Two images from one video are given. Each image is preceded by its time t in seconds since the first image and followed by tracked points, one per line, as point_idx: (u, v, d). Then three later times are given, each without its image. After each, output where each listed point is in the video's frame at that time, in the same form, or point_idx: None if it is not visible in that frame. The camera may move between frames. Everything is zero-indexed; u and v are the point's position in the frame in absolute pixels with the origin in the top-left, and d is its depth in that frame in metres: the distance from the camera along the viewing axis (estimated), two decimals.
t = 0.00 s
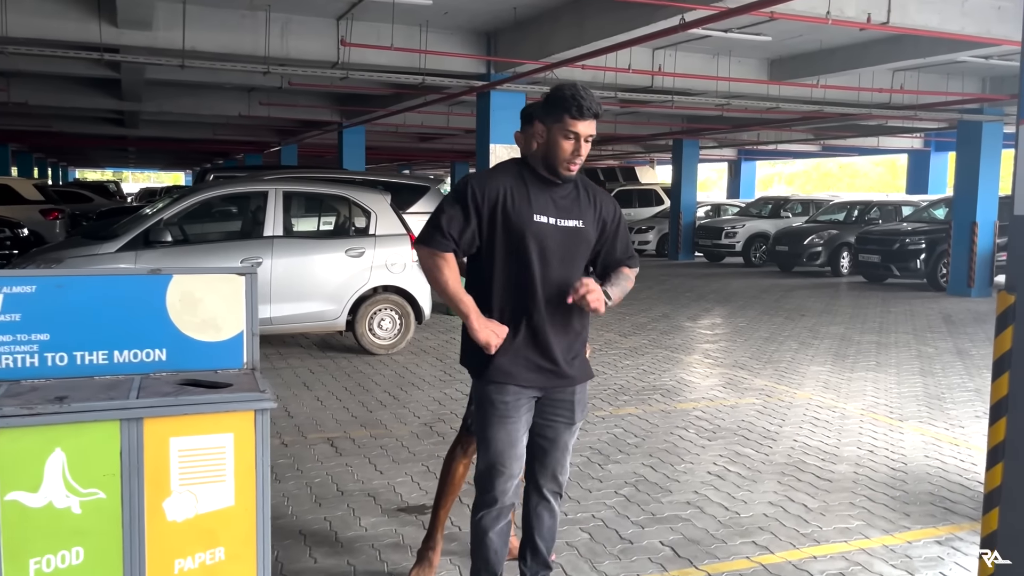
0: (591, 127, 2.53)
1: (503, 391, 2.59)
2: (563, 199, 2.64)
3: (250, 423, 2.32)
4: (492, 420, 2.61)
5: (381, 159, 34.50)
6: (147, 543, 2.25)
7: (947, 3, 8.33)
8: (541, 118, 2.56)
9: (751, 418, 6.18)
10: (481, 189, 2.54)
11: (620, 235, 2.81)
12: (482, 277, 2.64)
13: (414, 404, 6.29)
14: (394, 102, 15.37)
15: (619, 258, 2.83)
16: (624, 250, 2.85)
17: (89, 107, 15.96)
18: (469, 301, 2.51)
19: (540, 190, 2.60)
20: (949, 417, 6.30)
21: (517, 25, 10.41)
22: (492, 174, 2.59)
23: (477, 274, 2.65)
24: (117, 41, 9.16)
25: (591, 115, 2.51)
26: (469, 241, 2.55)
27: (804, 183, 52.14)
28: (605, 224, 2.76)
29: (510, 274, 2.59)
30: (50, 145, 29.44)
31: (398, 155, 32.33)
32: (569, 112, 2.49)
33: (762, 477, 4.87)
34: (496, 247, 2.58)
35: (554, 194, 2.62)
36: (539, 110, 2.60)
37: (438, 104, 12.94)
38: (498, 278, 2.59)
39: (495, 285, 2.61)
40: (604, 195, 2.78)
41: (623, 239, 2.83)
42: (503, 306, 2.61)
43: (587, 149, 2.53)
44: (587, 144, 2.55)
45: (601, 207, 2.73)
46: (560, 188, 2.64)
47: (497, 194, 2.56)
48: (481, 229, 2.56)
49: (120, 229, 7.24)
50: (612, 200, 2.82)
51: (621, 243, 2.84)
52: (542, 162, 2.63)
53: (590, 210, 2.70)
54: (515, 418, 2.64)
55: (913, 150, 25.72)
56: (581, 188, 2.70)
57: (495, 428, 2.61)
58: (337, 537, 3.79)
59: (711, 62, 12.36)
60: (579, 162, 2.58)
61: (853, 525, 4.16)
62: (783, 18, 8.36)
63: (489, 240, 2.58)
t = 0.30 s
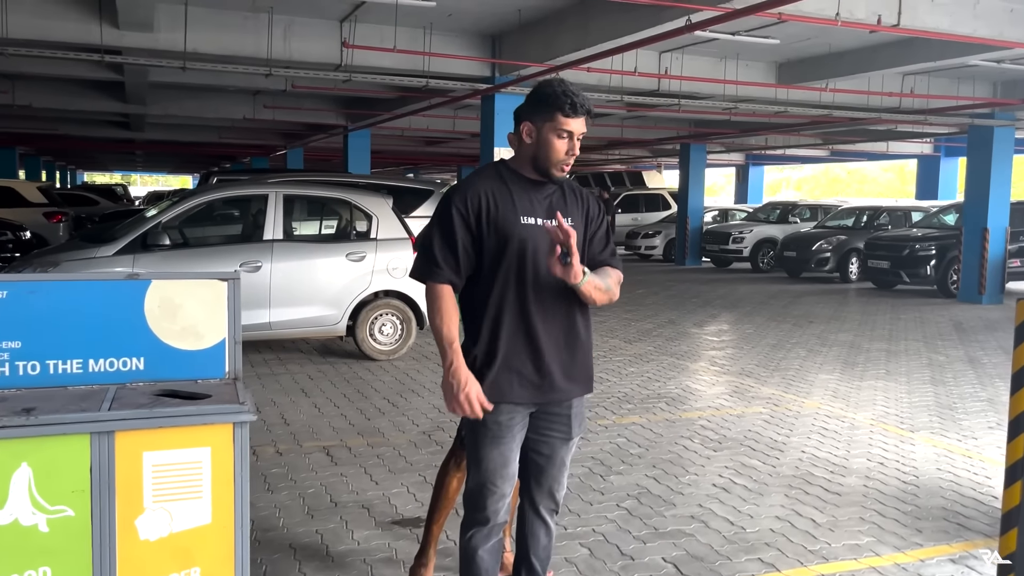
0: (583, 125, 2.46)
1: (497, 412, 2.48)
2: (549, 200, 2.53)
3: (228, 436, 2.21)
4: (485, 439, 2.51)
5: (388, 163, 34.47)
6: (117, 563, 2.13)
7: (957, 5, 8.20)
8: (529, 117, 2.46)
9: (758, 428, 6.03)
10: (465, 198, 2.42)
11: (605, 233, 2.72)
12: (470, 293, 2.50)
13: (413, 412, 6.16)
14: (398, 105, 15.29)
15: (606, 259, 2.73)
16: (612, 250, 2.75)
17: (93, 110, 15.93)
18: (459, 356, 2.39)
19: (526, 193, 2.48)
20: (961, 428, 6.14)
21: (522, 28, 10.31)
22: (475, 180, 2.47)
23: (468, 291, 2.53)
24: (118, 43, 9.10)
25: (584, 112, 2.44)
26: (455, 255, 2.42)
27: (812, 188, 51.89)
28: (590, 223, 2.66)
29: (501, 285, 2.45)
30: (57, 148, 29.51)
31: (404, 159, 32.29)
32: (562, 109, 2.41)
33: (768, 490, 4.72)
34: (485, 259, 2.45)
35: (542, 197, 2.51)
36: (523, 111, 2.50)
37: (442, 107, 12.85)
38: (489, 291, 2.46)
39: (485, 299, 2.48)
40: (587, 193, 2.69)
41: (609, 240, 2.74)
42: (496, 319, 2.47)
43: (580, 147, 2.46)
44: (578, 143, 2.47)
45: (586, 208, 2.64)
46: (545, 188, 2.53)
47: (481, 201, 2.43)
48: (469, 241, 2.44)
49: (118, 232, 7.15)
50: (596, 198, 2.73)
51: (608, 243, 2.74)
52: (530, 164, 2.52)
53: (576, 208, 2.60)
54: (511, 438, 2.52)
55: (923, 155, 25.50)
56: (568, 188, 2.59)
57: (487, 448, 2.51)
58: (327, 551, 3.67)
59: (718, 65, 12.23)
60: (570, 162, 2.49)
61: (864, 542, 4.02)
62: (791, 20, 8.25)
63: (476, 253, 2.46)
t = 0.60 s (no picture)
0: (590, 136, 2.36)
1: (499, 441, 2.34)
2: (551, 215, 2.41)
3: (211, 463, 2.09)
4: (487, 471, 2.37)
5: (402, 174, 34.50)
6: None
7: (979, 13, 8.02)
8: (534, 126, 2.33)
9: (774, 447, 5.85)
10: (463, 216, 2.29)
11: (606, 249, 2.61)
12: (469, 317, 2.37)
13: (420, 428, 6.03)
14: (411, 115, 15.24)
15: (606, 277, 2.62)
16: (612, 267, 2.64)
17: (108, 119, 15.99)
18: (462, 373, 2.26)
19: (527, 208, 2.36)
20: (985, 449, 5.93)
21: (535, 38, 10.22)
22: (473, 196, 2.33)
23: (464, 312, 2.39)
24: (130, 53, 9.09)
25: (593, 124, 2.35)
26: (453, 277, 2.29)
27: (830, 199, 51.46)
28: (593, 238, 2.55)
29: (503, 306, 2.32)
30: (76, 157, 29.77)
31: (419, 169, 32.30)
32: (569, 118, 2.30)
33: (786, 515, 4.55)
34: (485, 280, 2.32)
35: (545, 211, 2.39)
36: (525, 121, 2.37)
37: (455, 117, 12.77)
38: (490, 313, 2.33)
39: (485, 323, 2.34)
40: (588, 207, 2.57)
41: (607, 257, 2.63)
42: (497, 343, 2.34)
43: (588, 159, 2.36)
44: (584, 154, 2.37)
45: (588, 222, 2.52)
46: (546, 202, 2.41)
47: (481, 219, 2.30)
48: (467, 258, 2.31)
49: (126, 243, 7.08)
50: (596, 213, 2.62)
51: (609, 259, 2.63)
52: (532, 177, 2.40)
53: (579, 222, 2.48)
54: (515, 468, 2.39)
55: (943, 166, 25.18)
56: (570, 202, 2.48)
57: (490, 481, 2.37)
58: None
59: (734, 75, 12.08)
60: (575, 175, 2.38)
61: (885, 572, 3.84)
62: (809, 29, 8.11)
63: (474, 273, 2.33)
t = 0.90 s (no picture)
0: (583, 138, 2.25)
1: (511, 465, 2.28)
2: (565, 228, 2.30)
3: (206, 483, 2.01)
4: (494, 492, 2.30)
5: (419, 180, 34.54)
6: None
7: (1005, 18, 7.85)
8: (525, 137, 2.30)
9: (793, 461, 5.71)
10: (471, 232, 2.22)
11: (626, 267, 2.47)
12: (479, 335, 2.30)
13: (432, 438, 5.95)
14: (428, 122, 15.22)
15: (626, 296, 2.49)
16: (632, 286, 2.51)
17: (128, 126, 16.12)
18: (477, 401, 2.19)
19: (538, 224, 2.26)
20: (1011, 465, 5.76)
21: (552, 43, 10.16)
22: (482, 211, 2.26)
23: (478, 333, 2.31)
24: (146, 59, 9.12)
25: (585, 124, 2.25)
26: (460, 294, 2.22)
27: (850, 206, 50.93)
28: (612, 255, 2.41)
29: (511, 327, 2.24)
30: (96, 163, 30.07)
31: (436, 176, 32.35)
32: (554, 122, 2.23)
33: (805, 533, 4.42)
34: (494, 298, 2.25)
35: (553, 223, 2.29)
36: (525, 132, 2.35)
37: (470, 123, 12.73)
38: (498, 333, 2.25)
39: (494, 342, 2.27)
40: (608, 220, 2.45)
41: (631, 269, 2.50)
42: (504, 365, 2.27)
43: (579, 162, 2.24)
44: (579, 158, 2.26)
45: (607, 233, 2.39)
46: (559, 216, 2.31)
47: (488, 235, 2.22)
48: (476, 276, 2.23)
49: (139, 249, 7.06)
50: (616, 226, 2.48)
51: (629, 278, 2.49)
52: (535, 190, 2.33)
53: (595, 237, 2.35)
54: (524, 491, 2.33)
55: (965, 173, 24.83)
56: (583, 213, 2.37)
57: (498, 502, 2.30)
58: None
59: (753, 81, 11.94)
60: (575, 180, 2.27)
61: None
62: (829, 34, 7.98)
63: (484, 292, 2.25)
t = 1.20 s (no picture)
0: (582, 137, 2.15)
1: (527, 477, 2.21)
2: (597, 236, 2.17)
3: (194, 500, 1.95)
4: (507, 503, 2.25)
5: (438, 185, 34.58)
6: None
7: None
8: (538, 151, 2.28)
9: (810, 474, 5.57)
10: (495, 239, 2.16)
11: (681, 282, 2.26)
12: (503, 341, 2.23)
13: (442, 447, 5.88)
14: (445, 127, 15.20)
15: (684, 316, 2.27)
16: (691, 303, 2.28)
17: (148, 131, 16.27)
18: (499, 410, 2.14)
19: (567, 230, 2.16)
20: None
21: (568, 48, 10.09)
22: (509, 218, 2.20)
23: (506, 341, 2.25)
24: (162, 64, 9.18)
25: (587, 123, 2.16)
26: (486, 302, 2.18)
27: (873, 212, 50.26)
28: (658, 266, 2.23)
29: (533, 336, 2.15)
30: (119, 168, 30.42)
31: (455, 181, 32.36)
32: (551, 129, 2.18)
33: (822, 549, 4.28)
34: (517, 305, 2.18)
35: (577, 229, 2.16)
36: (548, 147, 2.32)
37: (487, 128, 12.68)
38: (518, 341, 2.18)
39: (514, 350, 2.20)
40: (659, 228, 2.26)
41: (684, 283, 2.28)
42: (525, 376, 2.17)
43: (577, 163, 2.15)
44: (579, 158, 2.16)
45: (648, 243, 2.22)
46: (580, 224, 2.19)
47: (511, 241, 2.16)
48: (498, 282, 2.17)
49: (153, 254, 7.06)
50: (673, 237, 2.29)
51: (687, 295, 2.28)
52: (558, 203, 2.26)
53: (634, 246, 2.20)
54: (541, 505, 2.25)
55: (991, 179, 24.41)
56: (623, 217, 2.23)
57: (510, 513, 2.25)
58: None
59: (773, 85, 11.79)
60: (582, 181, 2.15)
61: None
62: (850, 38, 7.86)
63: (509, 298, 2.19)
